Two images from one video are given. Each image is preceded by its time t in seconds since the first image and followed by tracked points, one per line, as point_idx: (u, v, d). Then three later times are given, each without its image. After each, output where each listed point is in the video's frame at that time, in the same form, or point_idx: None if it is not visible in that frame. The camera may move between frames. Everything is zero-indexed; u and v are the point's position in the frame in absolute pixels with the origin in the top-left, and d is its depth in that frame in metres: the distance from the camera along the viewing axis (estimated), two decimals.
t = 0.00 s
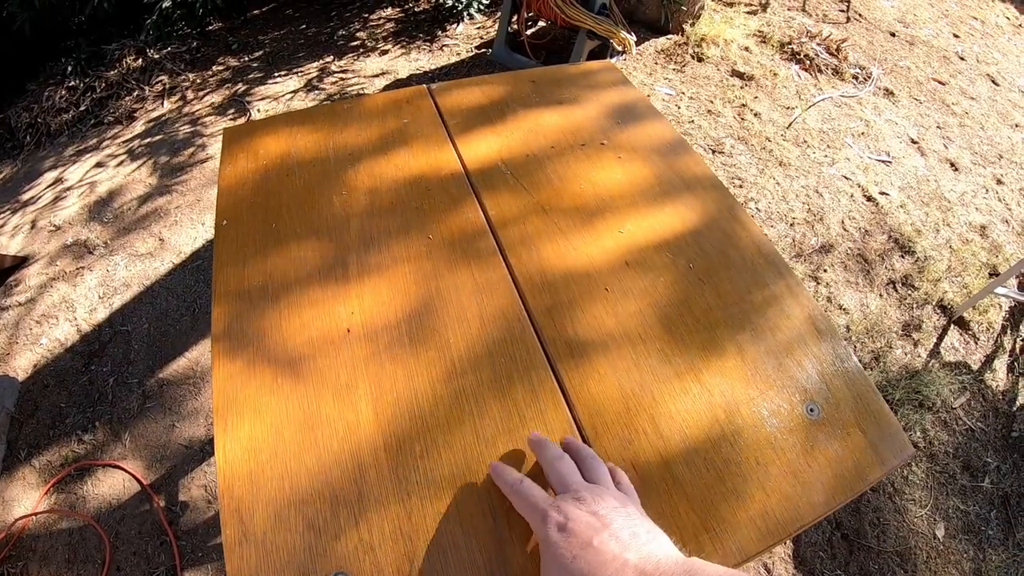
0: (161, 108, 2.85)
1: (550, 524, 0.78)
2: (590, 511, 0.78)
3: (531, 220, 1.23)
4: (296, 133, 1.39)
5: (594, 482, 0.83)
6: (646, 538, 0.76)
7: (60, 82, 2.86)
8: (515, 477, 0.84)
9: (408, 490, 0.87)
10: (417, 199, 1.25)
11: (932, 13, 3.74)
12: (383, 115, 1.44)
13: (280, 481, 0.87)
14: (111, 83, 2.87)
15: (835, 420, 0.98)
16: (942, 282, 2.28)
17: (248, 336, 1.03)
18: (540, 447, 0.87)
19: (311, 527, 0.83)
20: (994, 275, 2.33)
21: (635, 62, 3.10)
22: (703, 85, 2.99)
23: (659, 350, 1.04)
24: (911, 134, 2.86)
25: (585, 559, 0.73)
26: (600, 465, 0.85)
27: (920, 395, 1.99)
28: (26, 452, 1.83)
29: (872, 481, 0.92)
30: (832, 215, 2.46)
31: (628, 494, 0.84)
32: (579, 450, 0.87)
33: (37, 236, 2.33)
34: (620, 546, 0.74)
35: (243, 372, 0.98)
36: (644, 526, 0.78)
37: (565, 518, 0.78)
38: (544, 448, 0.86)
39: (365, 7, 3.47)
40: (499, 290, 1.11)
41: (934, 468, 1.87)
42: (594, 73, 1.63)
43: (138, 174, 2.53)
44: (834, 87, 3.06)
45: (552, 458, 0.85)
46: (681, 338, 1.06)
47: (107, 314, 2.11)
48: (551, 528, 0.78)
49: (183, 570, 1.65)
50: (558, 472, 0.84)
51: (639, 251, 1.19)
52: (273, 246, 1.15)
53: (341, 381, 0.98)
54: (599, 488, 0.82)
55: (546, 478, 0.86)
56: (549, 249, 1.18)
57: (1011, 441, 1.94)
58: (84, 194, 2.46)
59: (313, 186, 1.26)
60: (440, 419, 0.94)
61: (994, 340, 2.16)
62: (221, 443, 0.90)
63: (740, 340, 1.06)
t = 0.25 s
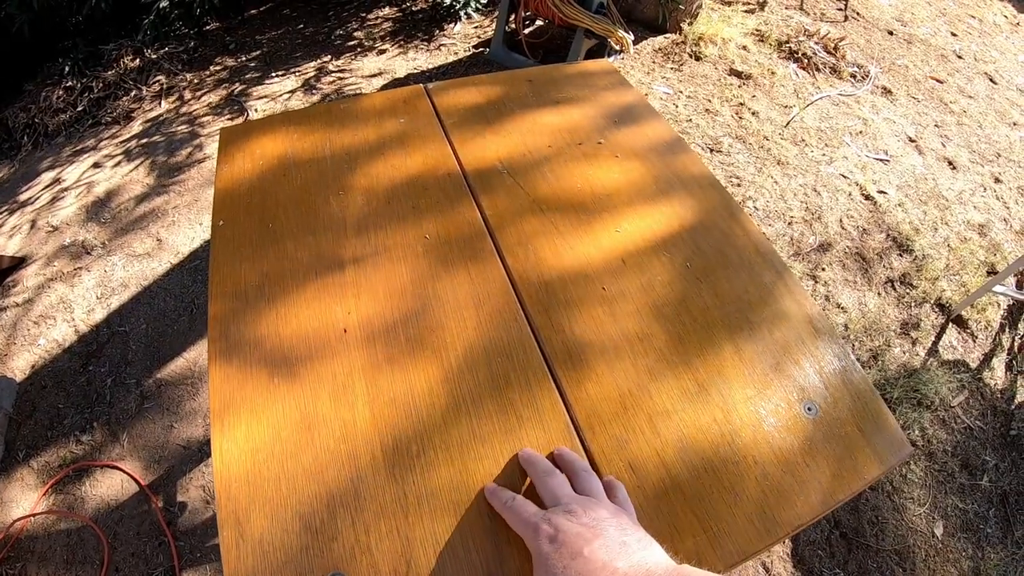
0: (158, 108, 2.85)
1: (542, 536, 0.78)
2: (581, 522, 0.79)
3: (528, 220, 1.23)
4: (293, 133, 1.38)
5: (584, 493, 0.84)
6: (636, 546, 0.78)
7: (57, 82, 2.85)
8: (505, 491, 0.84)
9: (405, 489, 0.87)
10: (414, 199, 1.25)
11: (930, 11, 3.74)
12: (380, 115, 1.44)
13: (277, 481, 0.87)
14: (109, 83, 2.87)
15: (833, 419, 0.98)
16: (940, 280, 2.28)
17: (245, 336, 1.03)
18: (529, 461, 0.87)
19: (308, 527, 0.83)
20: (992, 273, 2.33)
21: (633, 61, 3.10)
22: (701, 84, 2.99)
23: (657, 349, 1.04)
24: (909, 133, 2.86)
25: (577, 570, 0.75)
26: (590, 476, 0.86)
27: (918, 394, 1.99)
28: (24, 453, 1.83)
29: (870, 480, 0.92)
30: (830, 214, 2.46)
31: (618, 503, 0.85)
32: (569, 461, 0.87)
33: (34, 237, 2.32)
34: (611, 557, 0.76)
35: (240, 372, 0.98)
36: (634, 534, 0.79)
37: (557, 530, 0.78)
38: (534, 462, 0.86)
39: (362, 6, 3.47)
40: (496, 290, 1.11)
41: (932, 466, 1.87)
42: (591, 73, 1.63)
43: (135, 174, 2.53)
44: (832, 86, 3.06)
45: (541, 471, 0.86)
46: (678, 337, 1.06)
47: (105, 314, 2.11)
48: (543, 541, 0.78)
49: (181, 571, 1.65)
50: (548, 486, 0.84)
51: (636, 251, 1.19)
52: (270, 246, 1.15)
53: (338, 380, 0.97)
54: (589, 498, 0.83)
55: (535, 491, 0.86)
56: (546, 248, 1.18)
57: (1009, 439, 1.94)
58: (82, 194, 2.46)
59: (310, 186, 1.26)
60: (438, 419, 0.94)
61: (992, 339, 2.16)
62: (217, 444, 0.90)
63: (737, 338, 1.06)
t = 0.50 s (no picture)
0: (157, 111, 2.86)
1: (540, 539, 0.78)
2: (579, 525, 0.79)
3: (525, 222, 1.23)
4: (291, 137, 1.39)
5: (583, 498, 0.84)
6: (635, 550, 0.77)
7: (56, 86, 2.86)
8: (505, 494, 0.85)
9: (403, 490, 0.87)
10: (411, 201, 1.26)
11: (928, 11, 3.75)
12: (378, 118, 1.45)
13: (275, 483, 0.87)
14: (108, 87, 2.87)
15: (830, 419, 0.98)
16: (938, 279, 2.28)
17: (244, 339, 1.03)
18: (527, 464, 0.88)
19: (307, 529, 0.83)
20: (991, 272, 2.33)
21: (631, 62, 3.11)
22: (699, 85, 2.99)
23: (654, 350, 1.04)
24: (907, 133, 2.86)
25: (574, 571, 0.74)
26: (589, 480, 0.86)
27: (917, 393, 1.99)
28: (24, 456, 1.83)
29: (867, 480, 0.92)
30: (828, 214, 2.47)
31: (618, 508, 0.84)
32: (568, 464, 0.88)
33: (34, 241, 2.33)
34: (608, 559, 0.75)
35: (238, 374, 0.99)
36: (633, 538, 0.79)
37: (555, 532, 0.78)
38: (533, 466, 0.87)
39: (361, 8, 3.47)
40: (494, 292, 1.11)
41: (931, 465, 1.87)
42: (588, 75, 1.63)
43: (134, 177, 2.53)
44: (829, 86, 3.07)
45: (539, 474, 0.86)
46: (675, 338, 1.06)
47: (105, 317, 2.11)
48: (541, 543, 0.78)
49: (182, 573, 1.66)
50: (546, 489, 0.84)
51: (633, 252, 1.19)
52: (268, 249, 1.16)
53: (336, 383, 0.98)
54: (588, 503, 0.83)
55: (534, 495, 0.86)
56: (543, 250, 1.18)
57: (1009, 438, 1.94)
58: (82, 197, 2.46)
59: (307, 189, 1.27)
60: (436, 421, 0.94)
61: (991, 338, 2.16)
62: (216, 446, 0.90)
63: (733, 339, 1.07)
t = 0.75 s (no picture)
0: (156, 114, 2.86)
1: (543, 533, 0.79)
2: (580, 518, 0.79)
3: (524, 222, 1.23)
4: (289, 139, 1.39)
5: (583, 491, 0.84)
6: (637, 541, 0.77)
7: (55, 89, 2.86)
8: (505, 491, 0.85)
9: (402, 489, 0.87)
10: (409, 203, 1.26)
11: (925, 11, 3.76)
12: (376, 120, 1.45)
13: (276, 483, 0.87)
14: (106, 90, 2.88)
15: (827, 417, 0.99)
16: (937, 279, 2.29)
17: (243, 339, 1.04)
18: (526, 461, 0.88)
19: (307, 528, 0.84)
20: (989, 271, 2.34)
21: (629, 63, 3.11)
22: (696, 86, 3.00)
23: (652, 349, 1.05)
24: (905, 132, 2.87)
25: (578, 564, 0.75)
26: (589, 475, 0.86)
27: (916, 392, 2.00)
28: (24, 458, 1.84)
29: (864, 477, 0.93)
30: (826, 214, 2.47)
31: (618, 501, 0.85)
32: (567, 460, 0.88)
33: (33, 244, 2.33)
34: (611, 551, 0.75)
35: (237, 374, 0.99)
36: (635, 530, 0.79)
37: (557, 526, 0.79)
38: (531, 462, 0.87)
39: (359, 11, 3.48)
40: (492, 292, 1.11)
41: (931, 464, 1.88)
42: (585, 77, 1.64)
43: (133, 180, 2.54)
44: (827, 87, 3.08)
45: (539, 470, 0.86)
46: (673, 337, 1.07)
47: (104, 320, 2.11)
48: (544, 538, 0.78)
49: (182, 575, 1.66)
50: (547, 485, 0.84)
51: (631, 252, 1.20)
52: (267, 250, 1.16)
53: (335, 382, 0.98)
54: (588, 496, 0.83)
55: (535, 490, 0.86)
56: (542, 250, 1.19)
57: (1008, 437, 1.94)
58: (81, 200, 2.47)
59: (306, 191, 1.27)
60: (435, 420, 0.94)
61: (990, 337, 2.16)
62: (216, 446, 0.91)
63: (731, 337, 1.07)
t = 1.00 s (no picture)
0: (157, 117, 2.86)
1: (610, 501, 0.81)
2: (648, 492, 0.81)
3: (526, 224, 1.24)
4: (292, 141, 1.40)
5: (656, 469, 0.85)
6: (701, 521, 0.78)
7: (55, 92, 2.87)
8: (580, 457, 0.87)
9: (408, 490, 0.88)
10: (412, 204, 1.26)
11: (924, 11, 3.77)
12: (379, 122, 1.46)
13: (282, 484, 0.88)
14: (106, 93, 2.88)
15: (831, 415, 0.99)
16: (937, 278, 2.29)
17: (248, 341, 1.04)
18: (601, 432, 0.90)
19: (313, 528, 0.84)
20: (989, 271, 2.34)
21: (628, 65, 3.12)
22: (696, 88, 3.00)
23: (655, 349, 1.05)
24: (904, 133, 2.88)
25: (642, 534, 0.76)
26: (662, 455, 0.87)
27: (917, 391, 2.00)
28: (26, 462, 1.84)
29: (869, 475, 0.93)
30: (827, 214, 2.48)
31: (686, 482, 0.86)
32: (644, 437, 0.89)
33: (34, 247, 2.33)
34: (674, 525, 0.76)
35: (243, 376, 0.99)
36: (700, 510, 0.80)
37: (626, 496, 0.80)
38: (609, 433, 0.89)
39: (359, 13, 3.49)
40: (496, 293, 1.12)
41: (932, 463, 1.88)
42: (586, 78, 1.64)
43: (134, 183, 2.54)
44: (826, 88, 3.08)
45: (614, 443, 0.88)
46: (676, 337, 1.07)
47: (106, 323, 2.11)
48: (609, 505, 0.80)
49: None
50: (620, 457, 0.86)
51: (633, 252, 1.20)
52: (271, 252, 1.16)
53: (340, 383, 0.98)
54: (659, 473, 0.84)
55: (610, 463, 0.88)
56: (545, 251, 1.19)
57: (1009, 435, 1.95)
58: (81, 204, 2.47)
59: (309, 193, 1.28)
60: (440, 421, 0.94)
61: (990, 336, 2.17)
62: (223, 447, 0.91)
63: (734, 337, 1.07)
